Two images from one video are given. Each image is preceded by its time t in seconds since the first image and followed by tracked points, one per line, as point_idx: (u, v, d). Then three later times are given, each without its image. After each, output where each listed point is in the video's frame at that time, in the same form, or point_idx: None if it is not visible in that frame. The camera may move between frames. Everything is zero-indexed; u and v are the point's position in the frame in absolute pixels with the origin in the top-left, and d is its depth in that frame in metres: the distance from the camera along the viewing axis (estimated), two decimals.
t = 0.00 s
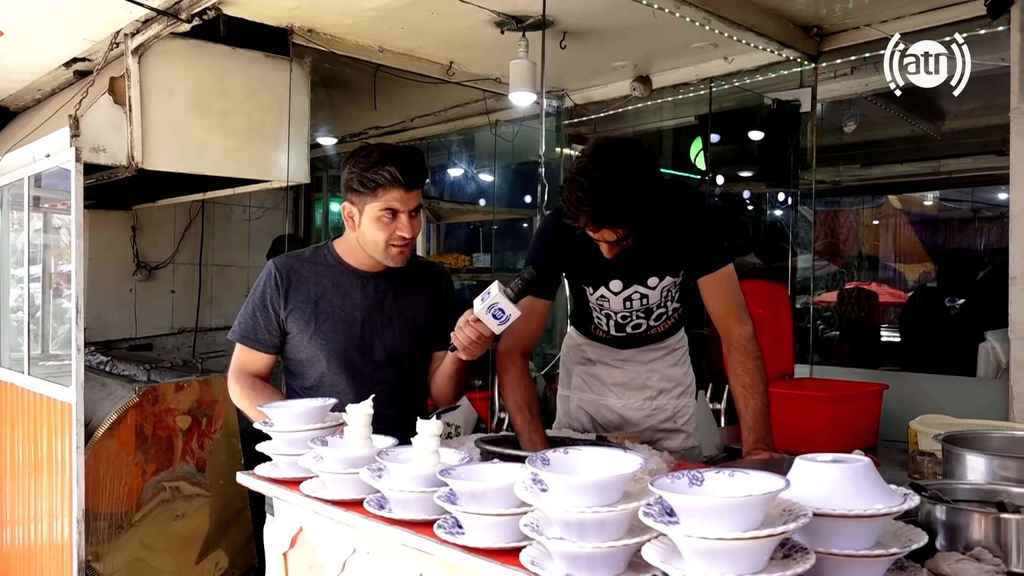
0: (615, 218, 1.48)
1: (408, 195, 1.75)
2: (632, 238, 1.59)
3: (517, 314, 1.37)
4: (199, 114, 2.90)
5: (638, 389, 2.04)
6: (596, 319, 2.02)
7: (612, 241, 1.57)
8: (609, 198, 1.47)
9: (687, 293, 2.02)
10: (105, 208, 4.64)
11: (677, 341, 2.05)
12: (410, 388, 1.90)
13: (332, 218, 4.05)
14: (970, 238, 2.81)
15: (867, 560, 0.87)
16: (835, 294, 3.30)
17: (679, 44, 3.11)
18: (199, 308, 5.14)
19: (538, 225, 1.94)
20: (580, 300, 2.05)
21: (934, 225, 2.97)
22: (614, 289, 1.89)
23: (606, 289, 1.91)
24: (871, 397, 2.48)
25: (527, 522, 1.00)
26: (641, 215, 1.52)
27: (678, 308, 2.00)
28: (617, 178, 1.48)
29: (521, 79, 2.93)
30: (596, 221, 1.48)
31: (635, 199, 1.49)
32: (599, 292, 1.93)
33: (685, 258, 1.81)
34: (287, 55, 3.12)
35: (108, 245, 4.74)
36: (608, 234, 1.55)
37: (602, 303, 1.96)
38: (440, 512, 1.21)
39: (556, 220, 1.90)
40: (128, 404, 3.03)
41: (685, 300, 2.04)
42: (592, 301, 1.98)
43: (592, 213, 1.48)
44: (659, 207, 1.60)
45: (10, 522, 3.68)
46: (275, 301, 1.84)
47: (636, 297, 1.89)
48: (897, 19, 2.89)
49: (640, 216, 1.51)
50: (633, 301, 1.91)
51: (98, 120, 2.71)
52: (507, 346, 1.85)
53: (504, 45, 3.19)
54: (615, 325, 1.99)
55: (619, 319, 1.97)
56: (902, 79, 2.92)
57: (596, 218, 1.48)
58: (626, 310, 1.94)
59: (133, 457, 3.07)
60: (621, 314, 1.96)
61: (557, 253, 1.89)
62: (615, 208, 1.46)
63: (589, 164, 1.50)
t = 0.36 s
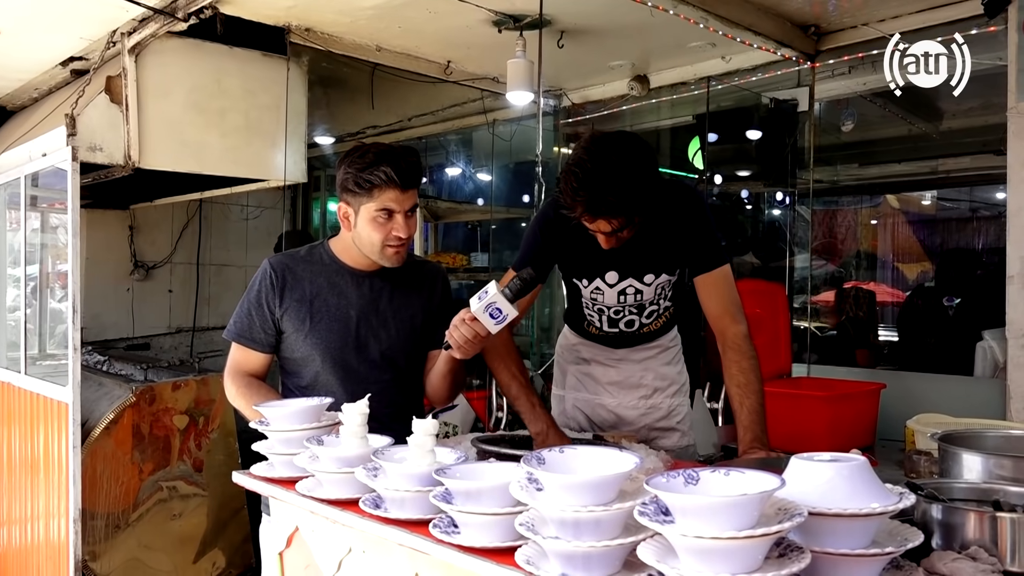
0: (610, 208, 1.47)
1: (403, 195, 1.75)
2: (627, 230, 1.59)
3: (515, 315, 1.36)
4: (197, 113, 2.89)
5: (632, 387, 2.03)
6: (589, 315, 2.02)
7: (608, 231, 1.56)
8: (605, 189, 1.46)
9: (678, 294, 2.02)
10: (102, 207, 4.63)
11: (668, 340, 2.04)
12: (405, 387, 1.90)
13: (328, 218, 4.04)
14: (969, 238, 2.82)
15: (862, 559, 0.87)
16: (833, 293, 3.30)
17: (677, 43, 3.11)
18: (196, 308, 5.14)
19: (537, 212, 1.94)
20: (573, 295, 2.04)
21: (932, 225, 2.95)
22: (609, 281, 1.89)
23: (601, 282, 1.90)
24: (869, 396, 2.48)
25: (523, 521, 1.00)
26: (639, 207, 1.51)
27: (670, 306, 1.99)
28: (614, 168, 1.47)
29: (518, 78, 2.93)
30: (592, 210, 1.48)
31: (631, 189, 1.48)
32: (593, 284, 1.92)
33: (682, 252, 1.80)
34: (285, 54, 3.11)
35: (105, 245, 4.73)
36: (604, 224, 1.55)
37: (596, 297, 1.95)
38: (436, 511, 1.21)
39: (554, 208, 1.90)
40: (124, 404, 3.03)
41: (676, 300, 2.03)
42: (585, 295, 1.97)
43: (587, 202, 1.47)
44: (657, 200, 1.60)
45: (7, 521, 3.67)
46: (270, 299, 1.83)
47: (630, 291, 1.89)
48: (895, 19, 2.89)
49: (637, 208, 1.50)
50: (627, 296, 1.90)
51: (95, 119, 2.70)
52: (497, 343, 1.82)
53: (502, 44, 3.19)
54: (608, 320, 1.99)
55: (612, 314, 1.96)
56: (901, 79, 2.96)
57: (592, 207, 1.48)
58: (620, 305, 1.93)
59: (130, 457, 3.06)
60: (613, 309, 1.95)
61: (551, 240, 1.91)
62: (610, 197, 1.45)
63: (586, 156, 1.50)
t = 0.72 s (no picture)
0: (626, 197, 1.47)
1: (405, 197, 1.74)
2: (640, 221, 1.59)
3: (516, 314, 1.36)
4: (195, 113, 2.89)
5: (635, 388, 2.03)
6: (592, 306, 2.01)
7: (623, 220, 1.56)
8: (622, 178, 1.46)
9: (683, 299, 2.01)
10: (100, 207, 4.62)
11: (675, 341, 2.04)
12: (403, 387, 1.89)
13: (327, 217, 4.03)
14: (967, 238, 2.81)
15: (860, 560, 0.87)
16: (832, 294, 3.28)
17: (676, 43, 3.10)
18: (194, 308, 5.14)
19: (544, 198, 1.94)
20: (579, 286, 2.04)
21: (931, 225, 2.94)
22: (613, 273, 1.88)
23: (605, 273, 1.89)
24: (868, 396, 2.48)
25: (520, 522, 0.99)
26: (655, 196, 1.51)
27: (675, 306, 1.99)
28: (631, 157, 1.47)
29: (517, 78, 2.92)
30: (608, 198, 1.48)
31: (647, 178, 1.48)
32: (598, 275, 1.91)
33: (689, 245, 1.81)
34: (283, 54, 3.11)
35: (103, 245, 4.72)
36: (619, 213, 1.54)
37: (599, 288, 1.94)
38: (433, 512, 1.20)
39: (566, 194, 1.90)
40: (122, 404, 3.02)
41: (683, 301, 2.03)
42: (588, 284, 1.96)
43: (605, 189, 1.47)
44: (671, 192, 1.60)
45: (4, 522, 3.66)
46: (267, 298, 1.83)
47: (634, 284, 1.87)
48: (892, 19, 2.89)
49: (653, 197, 1.50)
50: (630, 289, 1.89)
51: (93, 119, 2.70)
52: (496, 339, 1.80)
53: (501, 44, 3.19)
54: (613, 313, 1.98)
55: (616, 307, 1.96)
56: (902, 79, 2.94)
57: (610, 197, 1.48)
58: (623, 298, 1.92)
59: (128, 457, 3.06)
60: (617, 302, 1.94)
61: (554, 227, 1.91)
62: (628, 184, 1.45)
63: (607, 139, 1.50)
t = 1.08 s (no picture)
0: (635, 200, 1.46)
1: (407, 197, 1.74)
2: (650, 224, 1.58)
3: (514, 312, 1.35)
4: (193, 112, 2.89)
5: (636, 389, 2.02)
6: (596, 309, 2.01)
7: (633, 223, 1.56)
8: (631, 181, 1.45)
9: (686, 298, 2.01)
10: (100, 207, 4.62)
11: (677, 341, 2.04)
12: (401, 387, 1.89)
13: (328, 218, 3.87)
14: (967, 238, 2.82)
15: (860, 560, 0.87)
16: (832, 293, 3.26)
17: (676, 42, 3.10)
18: (194, 308, 5.13)
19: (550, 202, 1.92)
20: (582, 289, 2.03)
21: (931, 225, 2.97)
22: (619, 277, 1.87)
23: (610, 277, 1.89)
24: (868, 396, 2.48)
25: (517, 522, 0.99)
26: (664, 199, 1.51)
27: (679, 306, 1.98)
28: (638, 161, 1.46)
29: (516, 78, 2.92)
30: (617, 203, 1.47)
31: (654, 181, 1.47)
32: (603, 279, 1.91)
33: (694, 249, 1.80)
34: (282, 53, 3.10)
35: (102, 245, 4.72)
36: (628, 216, 1.54)
37: (605, 292, 1.93)
38: (431, 513, 1.20)
39: (572, 196, 1.89)
40: (122, 404, 3.01)
41: (687, 301, 2.03)
42: (596, 291, 1.96)
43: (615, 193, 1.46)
44: (678, 194, 1.60)
45: (3, 522, 3.66)
46: (265, 297, 1.83)
47: (641, 288, 1.87)
48: (892, 18, 2.87)
49: (661, 200, 1.50)
50: (636, 293, 1.89)
51: (91, 118, 2.70)
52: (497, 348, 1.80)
53: (500, 43, 3.18)
54: (616, 317, 1.98)
55: (621, 311, 1.96)
56: (901, 79, 2.92)
57: (619, 202, 1.47)
58: (629, 302, 1.92)
59: (127, 457, 3.06)
60: (623, 306, 1.94)
61: (561, 231, 1.88)
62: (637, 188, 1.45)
63: (614, 142, 1.49)
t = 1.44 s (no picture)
0: (623, 204, 1.45)
1: (404, 186, 1.75)
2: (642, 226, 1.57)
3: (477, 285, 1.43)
4: (191, 113, 2.88)
5: (633, 390, 2.02)
6: (594, 311, 2.01)
7: (622, 227, 1.54)
8: (618, 186, 1.45)
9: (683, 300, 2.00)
10: (98, 208, 4.62)
11: (675, 341, 2.03)
12: (398, 388, 1.88)
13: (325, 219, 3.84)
14: (966, 238, 2.80)
15: (858, 561, 0.86)
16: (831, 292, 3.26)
17: (674, 42, 3.10)
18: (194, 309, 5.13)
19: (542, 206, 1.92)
20: (579, 291, 2.03)
21: (931, 225, 2.92)
22: (614, 280, 1.87)
23: (606, 280, 1.89)
24: (867, 396, 2.47)
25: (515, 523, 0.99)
26: (652, 202, 1.50)
27: (676, 306, 1.98)
28: (625, 165, 1.46)
29: (514, 78, 2.92)
30: (605, 208, 1.47)
31: (640, 185, 1.46)
32: (599, 282, 1.90)
33: (689, 246, 1.79)
34: (280, 54, 3.10)
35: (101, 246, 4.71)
36: (617, 221, 1.53)
37: (602, 294, 1.93)
38: (428, 514, 1.20)
39: (562, 202, 1.87)
40: (119, 406, 3.00)
41: (684, 300, 2.02)
42: (592, 291, 1.96)
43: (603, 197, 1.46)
44: (669, 195, 1.59)
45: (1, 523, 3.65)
46: (263, 298, 1.82)
47: (636, 290, 1.87)
48: (891, 16, 2.90)
49: (649, 204, 1.49)
50: (632, 294, 1.89)
51: (89, 119, 2.70)
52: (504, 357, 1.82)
53: (498, 44, 3.18)
54: (613, 319, 1.98)
55: (618, 312, 1.95)
56: (901, 79, 2.91)
57: (607, 207, 1.47)
58: (625, 304, 1.92)
59: (125, 458, 3.05)
60: (619, 308, 1.94)
61: (555, 236, 1.87)
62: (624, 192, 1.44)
63: (600, 148, 1.49)
